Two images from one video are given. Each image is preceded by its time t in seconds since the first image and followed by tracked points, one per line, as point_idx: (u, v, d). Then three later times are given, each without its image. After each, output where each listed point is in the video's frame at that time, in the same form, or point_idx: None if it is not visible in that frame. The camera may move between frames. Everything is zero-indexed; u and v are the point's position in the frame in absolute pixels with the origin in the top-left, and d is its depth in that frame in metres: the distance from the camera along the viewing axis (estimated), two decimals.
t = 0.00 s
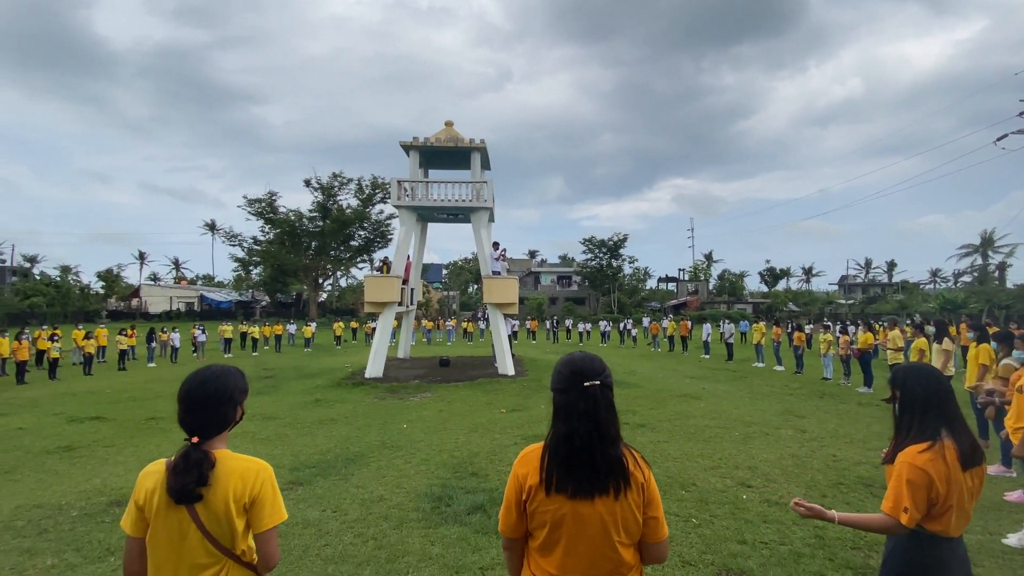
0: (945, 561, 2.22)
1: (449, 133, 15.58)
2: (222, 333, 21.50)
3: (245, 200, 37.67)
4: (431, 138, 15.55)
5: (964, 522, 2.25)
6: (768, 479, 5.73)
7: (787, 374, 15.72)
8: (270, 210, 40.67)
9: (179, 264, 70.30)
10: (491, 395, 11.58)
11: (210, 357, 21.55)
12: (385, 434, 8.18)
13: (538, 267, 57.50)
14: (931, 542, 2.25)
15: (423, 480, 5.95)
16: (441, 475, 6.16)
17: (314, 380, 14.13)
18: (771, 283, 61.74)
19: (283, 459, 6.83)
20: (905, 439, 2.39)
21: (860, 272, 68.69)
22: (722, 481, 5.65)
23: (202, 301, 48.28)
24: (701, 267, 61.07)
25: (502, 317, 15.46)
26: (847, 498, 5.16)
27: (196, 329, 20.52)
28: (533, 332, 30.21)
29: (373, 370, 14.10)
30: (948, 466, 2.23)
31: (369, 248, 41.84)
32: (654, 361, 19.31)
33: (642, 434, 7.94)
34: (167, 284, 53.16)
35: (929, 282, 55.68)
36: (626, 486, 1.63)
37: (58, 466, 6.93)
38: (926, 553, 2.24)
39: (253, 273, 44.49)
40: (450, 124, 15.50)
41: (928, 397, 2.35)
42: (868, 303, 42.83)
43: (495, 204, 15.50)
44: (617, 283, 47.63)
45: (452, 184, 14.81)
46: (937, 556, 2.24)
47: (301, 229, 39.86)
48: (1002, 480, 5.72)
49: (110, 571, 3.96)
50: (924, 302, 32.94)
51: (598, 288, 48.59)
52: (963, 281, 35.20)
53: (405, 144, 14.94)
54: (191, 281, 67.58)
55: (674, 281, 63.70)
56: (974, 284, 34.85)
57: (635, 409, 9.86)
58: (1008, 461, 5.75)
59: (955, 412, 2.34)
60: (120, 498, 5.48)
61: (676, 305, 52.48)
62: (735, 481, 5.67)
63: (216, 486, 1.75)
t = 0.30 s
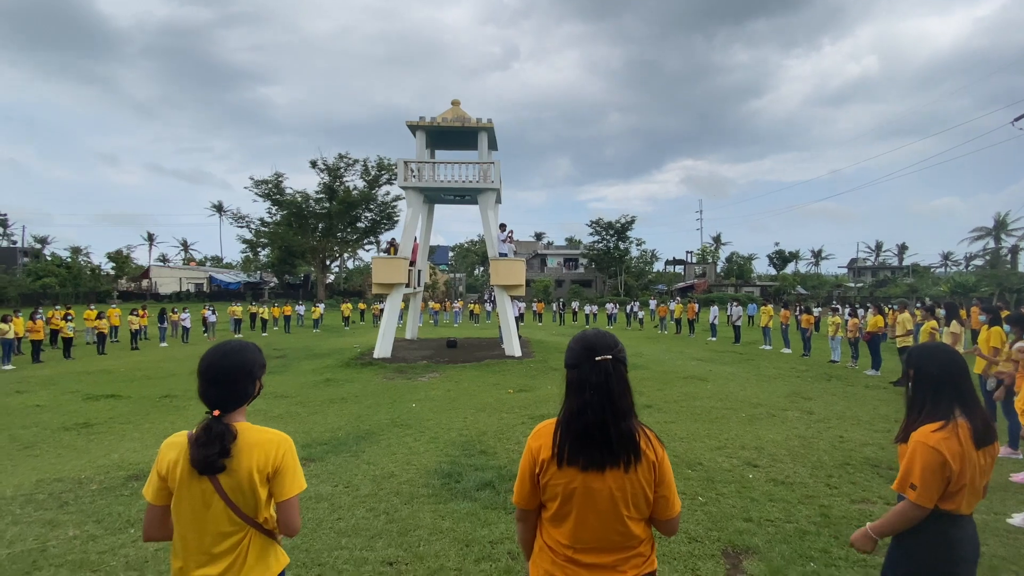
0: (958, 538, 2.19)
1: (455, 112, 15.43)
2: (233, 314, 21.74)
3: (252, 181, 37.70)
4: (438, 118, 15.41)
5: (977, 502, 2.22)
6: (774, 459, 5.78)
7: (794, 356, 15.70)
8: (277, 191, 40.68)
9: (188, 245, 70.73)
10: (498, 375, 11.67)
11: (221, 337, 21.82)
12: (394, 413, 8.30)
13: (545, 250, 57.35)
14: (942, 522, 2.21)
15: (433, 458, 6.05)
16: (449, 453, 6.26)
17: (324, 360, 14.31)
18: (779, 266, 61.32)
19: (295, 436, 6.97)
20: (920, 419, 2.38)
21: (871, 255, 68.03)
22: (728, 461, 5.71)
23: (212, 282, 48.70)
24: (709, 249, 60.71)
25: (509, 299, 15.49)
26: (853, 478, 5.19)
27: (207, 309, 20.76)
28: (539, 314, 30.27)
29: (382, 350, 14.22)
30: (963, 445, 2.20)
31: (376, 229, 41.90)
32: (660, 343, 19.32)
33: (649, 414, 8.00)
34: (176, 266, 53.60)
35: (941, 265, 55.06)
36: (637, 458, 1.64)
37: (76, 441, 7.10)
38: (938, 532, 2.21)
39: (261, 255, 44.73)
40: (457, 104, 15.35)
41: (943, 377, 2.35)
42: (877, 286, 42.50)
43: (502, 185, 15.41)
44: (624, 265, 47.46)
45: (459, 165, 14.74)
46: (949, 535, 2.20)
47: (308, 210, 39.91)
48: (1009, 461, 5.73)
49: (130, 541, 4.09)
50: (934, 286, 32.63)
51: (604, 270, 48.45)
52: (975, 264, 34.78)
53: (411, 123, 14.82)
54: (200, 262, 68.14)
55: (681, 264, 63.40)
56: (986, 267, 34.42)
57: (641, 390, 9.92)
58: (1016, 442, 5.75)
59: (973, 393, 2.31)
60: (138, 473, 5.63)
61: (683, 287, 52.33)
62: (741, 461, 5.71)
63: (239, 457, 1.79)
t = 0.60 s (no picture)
0: (964, 522, 2.13)
1: (458, 92, 15.26)
2: (236, 296, 21.82)
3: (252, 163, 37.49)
4: (440, 98, 15.24)
5: (982, 485, 2.17)
6: (775, 441, 5.84)
7: (796, 340, 15.75)
8: (278, 173, 40.49)
9: (189, 227, 70.67)
10: (501, 357, 11.75)
11: (224, 319, 21.93)
12: (398, 393, 8.39)
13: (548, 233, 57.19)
14: (948, 505, 2.14)
15: (437, 437, 6.12)
16: (453, 433, 6.34)
17: (328, 342, 14.40)
18: (782, 250, 61.12)
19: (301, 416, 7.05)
20: (927, 402, 2.30)
21: (875, 239, 67.67)
22: (730, 442, 5.77)
23: (215, 264, 48.79)
24: (712, 233, 60.49)
25: (512, 282, 15.50)
26: (853, 459, 5.26)
27: (210, 291, 20.83)
28: (541, 297, 30.31)
29: (385, 332, 14.29)
30: (970, 428, 2.14)
31: (377, 211, 41.78)
32: (662, 327, 19.38)
33: (651, 396, 8.07)
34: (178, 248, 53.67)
35: (945, 249, 54.75)
36: (643, 438, 1.67)
37: (85, 420, 7.21)
38: (943, 515, 2.14)
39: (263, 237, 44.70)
40: (459, 83, 15.17)
41: (953, 359, 2.27)
42: (881, 270, 42.36)
43: (505, 167, 15.31)
44: (626, 248, 47.34)
45: (462, 146, 14.62)
46: (955, 518, 2.13)
47: (309, 191, 39.76)
48: (1010, 445, 5.78)
49: (142, 517, 4.17)
50: (938, 271, 32.51)
51: (606, 254, 48.36)
52: (980, 249, 34.60)
53: (412, 104, 14.67)
54: (201, 243, 68.08)
55: (684, 248, 63.21)
56: (991, 252, 34.22)
57: (643, 373, 9.98)
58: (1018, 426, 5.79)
59: (983, 375, 2.24)
60: (148, 452, 5.72)
61: (685, 271, 52.27)
62: (742, 442, 5.78)
63: (253, 435, 1.82)
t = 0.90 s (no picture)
0: (964, 519, 2.15)
1: (458, 76, 15.13)
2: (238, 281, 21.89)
3: (252, 147, 37.33)
4: (440, 82, 15.11)
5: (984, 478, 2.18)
6: (773, 428, 5.90)
7: (797, 327, 15.79)
8: (278, 157, 40.31)
9: (190, 212, 70.56)
10: (503, 344, 11.81)
11: (227, 304, 22.03)
12: (401, 380, 8.47)
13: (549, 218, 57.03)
14: (953, 502, 2.15)
15: (440, 424, 6.20)
16: (455, 419, 6.42)
17: (330, 328, 14.48)
18: (784, 236, 60.92)
19: (304, 402, 7.14)
20: (930, 399, 2.26)
21: (879, 225, 67.38)
22: (729, 430, 5.84)
23: (216, 249, 48.84)
24: (714, 219, 60.28)
25: (513, 269, 15.50)
26: (851, 447, 5.33)
27: (212, 276, 20.89)
28: (543, 283, 30.33)
29: (386, 318, 14.34)
30: (979, 428, 2.10)
31: (378, 196, 41.64)
32: (663, 313, 19.44)
33: (651, 383, 8.14)
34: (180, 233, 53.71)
35: (949, 235, 54.46)
36: (645, 433, 1.72)
37: (93, 406, 7.30)
38: (945, 512, 2.15)
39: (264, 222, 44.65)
40: (460, 67, 15.03)
41: (961, 357, 2.19)
42: (883, 257, 42.23)
43: (506, 152, 15.23)
44: (628, 234, 47.23)
45: (463, 132, 14.54)
46: (956, 515, 2.15)
47: (309, 176, 39.62)
48: (1008, 434, 5.85)
49: (153, 502, 4.27)
50: (941, 257, 32.40)
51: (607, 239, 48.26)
52: (984, 234, 34.45)
53: (413, 88, 14.55)
54: (202, 228, 68.00)
55: (686, 234, 63.03)
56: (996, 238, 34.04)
57: (643, 360, 10.05)
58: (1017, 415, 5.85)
59: (988, 371, 2.19)
60: (155, 438, 5.81)
61: (686, 257, 52.21)
62: (741, 430, 5.85)
63: (263, 431, 1.84)
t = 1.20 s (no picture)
0: (958, 519, 2.20)
1: (460, 66, 15.06)
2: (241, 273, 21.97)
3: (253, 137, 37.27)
4: (442, 72, 15.05)
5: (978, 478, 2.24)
6: (773, 422, 5.97)
7: (799, 319, 15.82)
8: (279, 147, 40.24)
9: (192, 203, 70.60)
10: (506, 336, 11.87)
11: (230, 296, 22.14)
12: (404, 372, 8.56)
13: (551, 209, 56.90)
14: (947, 503, 2.20)
15: (444, 417, 6.27)
16: (459, 412, 6.49)
17: (333, 320, 14.56)
18: (788, 226, 60.72)
19: (310, 394, 7.22)
20: (927, 402, 2.30)
21: (883, 215, 67.08)
22: (729, 423, 5.90)
23: (219, 240, 48.96)
24: (717, 208, 60.09)
25: (515, 261, 15.53)
26: (850, 441, 5.39)
27: (216, 268, 20.98)
28: (545, 274, 30.35)
29: (389, 311, 14.42)
30: (974, 430, 2.16)
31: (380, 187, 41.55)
32: (665, 305, 19.48)
33: (653, 376, 8.21)
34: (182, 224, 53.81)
35: (954, 225, 54.19)
36: (647, 437, 1.76)
37: (102, 398, 7.41)
38: (940, 512, 2.20)
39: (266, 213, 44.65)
40: (462, 57, 14.94)
41: (957, 362, 2.23)
42: (887, 247, 42.12)
43: (509, 144, 15.19)
44: (630, 225, 47.12)
45: (465, 123, 14.49)
46: (950, 515, 2.20)
47: (311, 166, 39.56)
48: (1007, 428, 5.90)
49: (165, 494, 4.36)
50: (946, 247, 32.26)
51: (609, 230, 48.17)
52: (990, 224, 34.24)
53: (415, 78, 14.51)
54: (205, 218, 68.06)
55: (688, 224, 62.84)
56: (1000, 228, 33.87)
57: (644, 352, 10.11)
58: (1017, 410, 5.91)
59: (984, 374, 2.23)
60: (165, 431, 5.92)
61: (689, 247, 52.11)
62: (741, 424, 5.91)
63: (272, 435, 1.88)
